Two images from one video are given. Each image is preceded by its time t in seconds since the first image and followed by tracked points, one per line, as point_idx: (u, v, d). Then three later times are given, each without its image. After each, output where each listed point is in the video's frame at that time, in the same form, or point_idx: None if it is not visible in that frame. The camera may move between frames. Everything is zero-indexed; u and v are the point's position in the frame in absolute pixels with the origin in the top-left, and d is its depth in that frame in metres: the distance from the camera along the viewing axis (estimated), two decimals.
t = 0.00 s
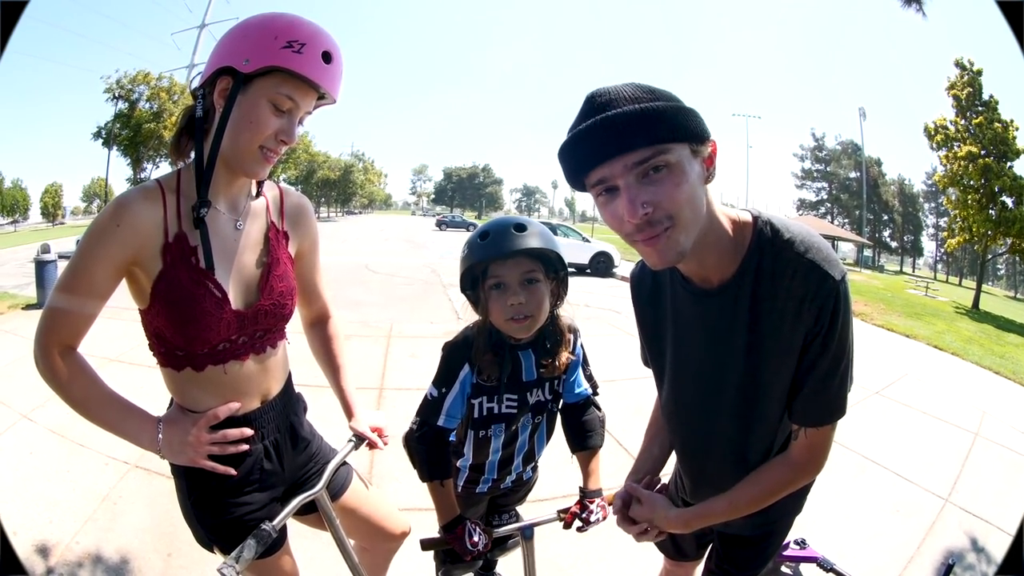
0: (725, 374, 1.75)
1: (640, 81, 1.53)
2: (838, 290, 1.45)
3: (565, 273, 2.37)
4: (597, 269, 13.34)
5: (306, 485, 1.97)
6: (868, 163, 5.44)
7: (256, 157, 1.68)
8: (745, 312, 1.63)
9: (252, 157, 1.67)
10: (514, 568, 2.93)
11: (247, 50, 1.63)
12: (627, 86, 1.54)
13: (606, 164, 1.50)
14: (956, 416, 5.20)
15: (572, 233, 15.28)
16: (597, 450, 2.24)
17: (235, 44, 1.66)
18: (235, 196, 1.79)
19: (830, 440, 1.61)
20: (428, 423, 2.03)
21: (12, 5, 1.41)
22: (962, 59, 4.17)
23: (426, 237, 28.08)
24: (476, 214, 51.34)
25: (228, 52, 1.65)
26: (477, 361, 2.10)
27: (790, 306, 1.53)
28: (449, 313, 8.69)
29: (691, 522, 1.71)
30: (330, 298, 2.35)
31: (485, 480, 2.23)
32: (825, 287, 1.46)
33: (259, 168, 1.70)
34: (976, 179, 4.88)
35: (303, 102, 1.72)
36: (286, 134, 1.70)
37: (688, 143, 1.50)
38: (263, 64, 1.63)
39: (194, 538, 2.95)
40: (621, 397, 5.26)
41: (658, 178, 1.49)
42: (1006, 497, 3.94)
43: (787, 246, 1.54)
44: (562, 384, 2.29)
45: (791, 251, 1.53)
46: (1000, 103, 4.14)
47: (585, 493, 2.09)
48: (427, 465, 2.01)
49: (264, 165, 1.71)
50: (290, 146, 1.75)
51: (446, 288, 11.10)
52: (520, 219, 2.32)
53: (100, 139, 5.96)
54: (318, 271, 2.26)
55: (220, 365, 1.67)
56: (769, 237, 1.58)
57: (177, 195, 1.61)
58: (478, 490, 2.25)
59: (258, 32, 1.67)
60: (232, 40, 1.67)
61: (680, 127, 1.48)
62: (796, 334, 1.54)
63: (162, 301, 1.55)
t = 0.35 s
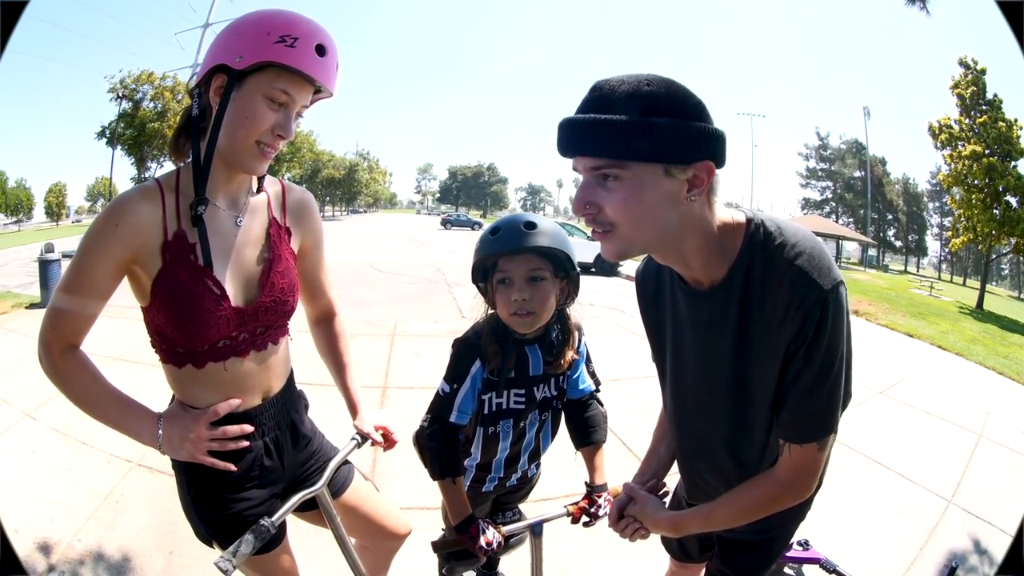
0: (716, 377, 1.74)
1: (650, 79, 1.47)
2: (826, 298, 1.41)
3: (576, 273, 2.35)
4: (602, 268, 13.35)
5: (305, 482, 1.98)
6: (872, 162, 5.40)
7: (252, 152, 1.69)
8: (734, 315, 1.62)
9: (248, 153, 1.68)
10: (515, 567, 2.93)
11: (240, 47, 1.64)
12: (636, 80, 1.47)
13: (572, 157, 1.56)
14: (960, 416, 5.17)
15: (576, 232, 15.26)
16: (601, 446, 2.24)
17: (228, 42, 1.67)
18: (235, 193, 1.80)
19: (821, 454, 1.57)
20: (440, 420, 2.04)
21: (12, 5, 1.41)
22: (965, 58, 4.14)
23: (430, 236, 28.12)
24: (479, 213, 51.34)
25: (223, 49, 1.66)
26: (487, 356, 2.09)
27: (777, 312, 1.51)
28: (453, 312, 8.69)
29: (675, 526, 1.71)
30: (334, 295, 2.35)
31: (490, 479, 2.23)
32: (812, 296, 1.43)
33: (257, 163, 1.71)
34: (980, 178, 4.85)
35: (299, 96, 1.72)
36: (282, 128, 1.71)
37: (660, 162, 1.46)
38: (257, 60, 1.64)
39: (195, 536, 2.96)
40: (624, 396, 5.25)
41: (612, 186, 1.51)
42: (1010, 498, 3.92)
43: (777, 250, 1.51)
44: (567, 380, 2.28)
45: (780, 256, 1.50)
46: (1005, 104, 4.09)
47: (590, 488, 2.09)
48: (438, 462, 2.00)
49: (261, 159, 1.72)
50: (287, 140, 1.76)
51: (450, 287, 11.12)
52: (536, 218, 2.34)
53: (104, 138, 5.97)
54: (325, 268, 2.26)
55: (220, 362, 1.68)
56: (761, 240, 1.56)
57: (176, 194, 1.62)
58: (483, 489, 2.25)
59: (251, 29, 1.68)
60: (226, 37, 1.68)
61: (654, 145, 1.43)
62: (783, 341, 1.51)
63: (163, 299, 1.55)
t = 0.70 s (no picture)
0: (715, 375, 1.73)
1: (671, 62, 1.46)
2: (836, 308, 1.40)
3: (583, 275, 2.35)
4: (604, 269, 13.37)
5: (303, 483, 1.97)
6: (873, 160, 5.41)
7: (246, 143, 1.71)
8: (738, 315, 1.61)
9: (243, 144, 1.70)
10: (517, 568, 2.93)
11: (220, 44, 1.64)
12: (657, 61, 1.47)
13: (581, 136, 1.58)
14: (963, 414, 5.16)
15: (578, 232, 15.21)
16: (597, 441, 2.24)
17: (208, 40, 1.67)
18: (233, 190, 1.82)
19: (818, 467, 1.55)
20: (444, 417, 2.02)
21: (10, 8, 1.41)
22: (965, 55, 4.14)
23: (431, 237, 28.13)
24: (481, 214, 51.36)
25: (204, 48, 1.67)
26: (491, 354, 2.08)
27: (784, 318, 1.49)
28: (454, 313, 8.69)
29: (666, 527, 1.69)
30: (330, 296, 2.33)
31: (490, 480, 2.23)
32: (821, 305, 1.41)
33: (253, 153, 1.73)
34: (980, 175, 4.84)
35: (287, 80, 1.73)
36: (275, 115, 1.72)
37: (669, 153, 1.46)
38: (239, 52, 1.64)
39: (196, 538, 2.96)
40: (626, 397, 5.24)
41: (615, 171, 1.52)
42: (1013, 497, 3.91)
43: (787, 254, 1.50)
44: (564, 378, 2.29)
45: (791, 261, 1.49)
46: (1004, 101, 4.10)
47: (588, 482, 2.10)
48: (442, 459, 1.99)
49: (257, 149, 1.74)
50: (281, 127, 1.77)
51: (451, 289, 11.11)
52: (544, 217, 2.32)
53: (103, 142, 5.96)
54: (318, 269, 2.26)
55: (217, 365, 1.68)
56: (771, 242, 1.55)
57: (171, 197, 1.63)
58: (483, 491, 2.25)
59: (229, 23, 1.67)
60: (205, 37, 1.68)
61: (660, 137, 1.44)
62: (787, 347, 1.50)
63: (160, 303, 1.56)
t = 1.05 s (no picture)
0: (727, 378, 1.72)
1: (684, 66, 1.45)
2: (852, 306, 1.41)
3: (592, 279, 2.36)
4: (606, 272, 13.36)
5: (299, 484, 1.97)
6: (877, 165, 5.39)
7: (238, 134, 1.71)
8: (751, 316, 1.61)
9: (234, 135, 1.70)
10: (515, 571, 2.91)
11: (208, 40, 1.66)
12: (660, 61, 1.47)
13: (613, 134, 1.50)
14: (966, 419, 5.14)
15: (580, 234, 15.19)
16: (602, 444, 2.25)
17: (196, 39, 1.68)
18: (225, 186, 1.82)
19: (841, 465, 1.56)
20: (453, 405, 2.09)
21: (11, 6, 1.42)
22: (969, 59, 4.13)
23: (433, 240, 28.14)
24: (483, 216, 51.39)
25: (193, 46, 1.68)
26: (501, 347, 2.11)
27: (798, 320, 1.50)
28: (456, 316, 8.68)
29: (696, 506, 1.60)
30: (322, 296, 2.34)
31: (488, 482, 2.24)
32: (837, 303, 1.42)
33: (247, 143, 1.74)
34: (984, 180, 4.80)
35: (276, 71, 1.74)
36: (265, 105, 1.73)
37: (706, 130, 1.46)
38: (226, 46, 1.65)
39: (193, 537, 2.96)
40: (627, 401, 5.23)
41: (665, 159, 1.46)
42: (1015, 502, 3.89)
43: (799, 253, 1.51)
44: (569, 380, 2.28)
45: (803, 259, 1.49)
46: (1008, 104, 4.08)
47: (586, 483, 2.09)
48: (446, 445, 2.06)
49: (250, 140, 1.74)
50: (273, 117, 1.78)
51: (454, 292, 11.11)
52: (556, 218, 2.34)
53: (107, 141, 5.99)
54: (310, 268, 2.26)
55: (215, 362, 1.68)
56: (780, 241, 1.55)
57: (165, 194, 1.63)
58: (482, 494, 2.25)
59: (215, 20, 1.68)
60: (194, 37, 1.70)
61: (699, 112, 1.44)
62: (803, 348, 1.50)
63: (155, 301, 1.55)
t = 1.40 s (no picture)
0: (735, 380, 1.69)
1: (677, 70, 1.48)
2: (856, 297, 1.39)
3: (601, 280, 2.31)
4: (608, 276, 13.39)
5: (291, 484, 1.96)
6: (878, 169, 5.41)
7: (233, 134, 1.71)
8: (758, 314, 1.58)
9: (229, 134, 1.70)
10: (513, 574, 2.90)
11: (209, 35, 1.65)
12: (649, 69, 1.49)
13: (619, 141, 1.49)
14: (968, 424, 5.12)
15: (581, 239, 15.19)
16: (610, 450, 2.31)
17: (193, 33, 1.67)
18: (218, 186, 1.80)
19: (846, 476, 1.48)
20: (460, 403, 2.08)
21: (12, 5, 1.42)
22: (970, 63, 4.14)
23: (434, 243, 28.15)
24: (485, 219, 51.39)
25: (190, 41, 1.67)
26: (511, 344, 2.11)
27: (805, 315, 1.47)
28: (457, 320, 8.67)
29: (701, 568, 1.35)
30: (318, 299, 2.33)
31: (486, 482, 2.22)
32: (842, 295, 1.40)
33: (241, 142, 1.74)
34: (985, 184, 4.77)
35: (271, 74, 1.75)
36: (261, 106, 1.73)
37: (707, 126, 1.47)
38: (226, 44, 1.66)
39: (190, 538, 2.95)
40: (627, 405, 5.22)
41: (674, 159, 1.46)
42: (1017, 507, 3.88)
43: (805, 249, 1.50)
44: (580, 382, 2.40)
45: (808, 254, 1.49)
46: (1010, 108, 4.08)
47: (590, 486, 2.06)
48: (456, 440, 2.06)
49: (244, 139, 1.74)
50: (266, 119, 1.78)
51: (454, 295, 11.10)
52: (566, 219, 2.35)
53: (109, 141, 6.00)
54: (306, 273, 2.25)
55: (209, 361, 1.68)
56: (786, 238, 1.54)
57: (159, 193, 1.63)
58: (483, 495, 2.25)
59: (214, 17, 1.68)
60: (190, 31, 1.68)
61: (700, 109, 1.45)
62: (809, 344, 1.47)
63: (150, 299, 1.55)
